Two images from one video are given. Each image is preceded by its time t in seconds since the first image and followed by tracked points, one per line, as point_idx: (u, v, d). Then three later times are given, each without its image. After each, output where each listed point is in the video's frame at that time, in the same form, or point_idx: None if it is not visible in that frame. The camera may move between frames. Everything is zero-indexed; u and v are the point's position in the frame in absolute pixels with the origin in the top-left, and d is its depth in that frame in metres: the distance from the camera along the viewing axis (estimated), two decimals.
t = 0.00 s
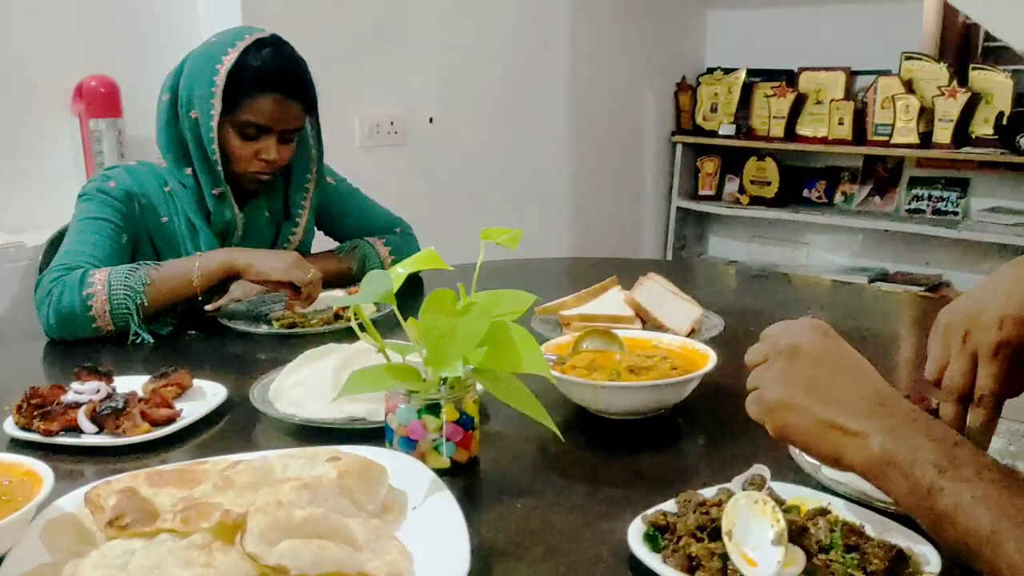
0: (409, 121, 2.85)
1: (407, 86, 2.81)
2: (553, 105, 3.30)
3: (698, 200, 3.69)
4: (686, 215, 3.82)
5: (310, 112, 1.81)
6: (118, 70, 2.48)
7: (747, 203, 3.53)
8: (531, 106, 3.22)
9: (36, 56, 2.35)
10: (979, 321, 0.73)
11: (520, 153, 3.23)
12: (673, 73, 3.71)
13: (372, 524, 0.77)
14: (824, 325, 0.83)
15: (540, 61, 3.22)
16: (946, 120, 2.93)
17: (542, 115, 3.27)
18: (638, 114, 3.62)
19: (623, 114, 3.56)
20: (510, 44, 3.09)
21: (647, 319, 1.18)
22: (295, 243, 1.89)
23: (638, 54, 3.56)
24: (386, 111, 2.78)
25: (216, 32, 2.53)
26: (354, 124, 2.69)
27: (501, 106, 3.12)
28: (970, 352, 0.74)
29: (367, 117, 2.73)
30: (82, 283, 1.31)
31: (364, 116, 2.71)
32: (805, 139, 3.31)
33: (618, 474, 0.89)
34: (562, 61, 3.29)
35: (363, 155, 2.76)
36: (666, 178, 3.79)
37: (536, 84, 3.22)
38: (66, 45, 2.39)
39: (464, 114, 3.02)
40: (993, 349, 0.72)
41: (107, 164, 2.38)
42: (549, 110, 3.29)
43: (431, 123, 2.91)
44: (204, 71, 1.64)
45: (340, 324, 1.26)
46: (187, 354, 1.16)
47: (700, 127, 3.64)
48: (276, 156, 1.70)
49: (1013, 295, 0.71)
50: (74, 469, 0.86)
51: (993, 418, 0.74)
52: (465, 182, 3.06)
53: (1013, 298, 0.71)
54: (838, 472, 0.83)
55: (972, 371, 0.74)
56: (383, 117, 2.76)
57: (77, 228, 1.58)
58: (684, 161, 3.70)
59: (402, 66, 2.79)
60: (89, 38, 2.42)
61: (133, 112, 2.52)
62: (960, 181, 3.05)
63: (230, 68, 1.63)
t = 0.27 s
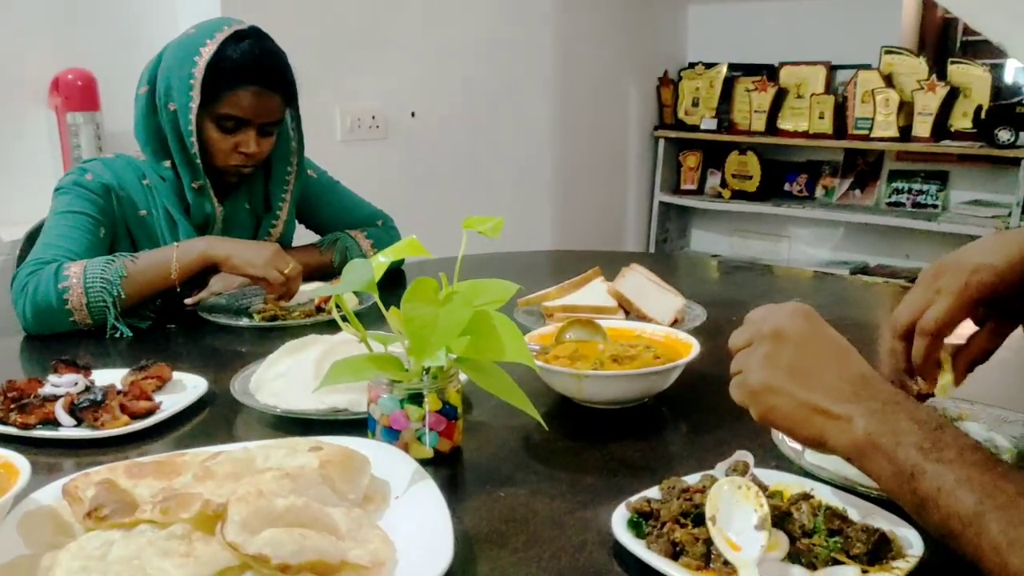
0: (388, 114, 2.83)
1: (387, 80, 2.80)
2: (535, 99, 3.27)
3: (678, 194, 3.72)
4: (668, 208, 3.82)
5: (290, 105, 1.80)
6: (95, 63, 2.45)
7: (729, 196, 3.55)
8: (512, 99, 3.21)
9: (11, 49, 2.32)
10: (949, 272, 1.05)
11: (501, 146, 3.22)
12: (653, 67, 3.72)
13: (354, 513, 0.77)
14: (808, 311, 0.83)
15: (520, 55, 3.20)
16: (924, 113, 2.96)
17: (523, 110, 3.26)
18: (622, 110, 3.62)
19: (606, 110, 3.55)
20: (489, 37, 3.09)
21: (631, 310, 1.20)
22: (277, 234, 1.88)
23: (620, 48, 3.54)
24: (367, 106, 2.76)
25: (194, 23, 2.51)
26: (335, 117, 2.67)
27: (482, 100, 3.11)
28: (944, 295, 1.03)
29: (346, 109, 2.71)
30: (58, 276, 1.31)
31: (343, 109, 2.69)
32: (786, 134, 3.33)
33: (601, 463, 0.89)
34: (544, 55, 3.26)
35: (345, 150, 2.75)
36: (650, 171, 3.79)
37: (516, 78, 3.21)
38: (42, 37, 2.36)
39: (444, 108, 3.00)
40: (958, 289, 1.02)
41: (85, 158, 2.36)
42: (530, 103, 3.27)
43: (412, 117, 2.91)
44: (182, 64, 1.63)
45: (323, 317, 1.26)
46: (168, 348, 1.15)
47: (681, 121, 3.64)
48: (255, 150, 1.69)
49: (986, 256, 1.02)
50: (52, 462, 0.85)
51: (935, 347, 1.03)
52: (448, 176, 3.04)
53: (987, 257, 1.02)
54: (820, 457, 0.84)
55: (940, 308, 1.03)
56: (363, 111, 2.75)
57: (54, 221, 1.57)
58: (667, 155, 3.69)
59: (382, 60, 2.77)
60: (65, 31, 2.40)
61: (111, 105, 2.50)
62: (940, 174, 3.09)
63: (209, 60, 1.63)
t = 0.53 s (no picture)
0: (371, 110, 2.77)
1: (371, 76, 2.74)
2: (519, 95, 3.26)
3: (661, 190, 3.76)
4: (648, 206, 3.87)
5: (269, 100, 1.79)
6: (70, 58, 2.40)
7: (710, 191, 3.59)
8: (495, 95, 3.17)
9: None
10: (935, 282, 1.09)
11: (485, 143, 3.19)
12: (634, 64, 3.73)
13: (328, 506, 0.76)
14: (785, 302, 0.83)
15: (504, 52, 3.17)
16: (903, 109, 2.97)
17: (507, 106, 3.23)
18: (602, 107, 3.63)
19: (586, 107, 3.55)
20: (475, 33, 3.05)
21: (610, 303, 1.21)
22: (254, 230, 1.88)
23: (600, 45, 3.54)
24: (349, 101, 2.69)
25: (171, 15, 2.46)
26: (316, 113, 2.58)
27: (468, 97, 3.08)
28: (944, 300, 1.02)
29: (328, 105, 2.63)
30: (29, 272, 1.30)
31: (324, 106, 2.61)
32: (766, 130, 3.35)
33: (579, 455, 0.88)
34: (527, 52, 3.25)
35: (324, 145, 2.66)
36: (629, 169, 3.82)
37: (501, 75, 3.18)
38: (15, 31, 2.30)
39: (428, 103, 2.94)
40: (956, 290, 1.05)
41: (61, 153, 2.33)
42: (514, 100, 3.25)
43: (393, 114, 2.84)
44: (161, 59, 1.61)
45: (300, 313, 1.25)
46: (142, 344, 1.14)
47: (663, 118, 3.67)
48: (235, 144, 1.69)
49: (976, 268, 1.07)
50: (20, 459, 0.84)
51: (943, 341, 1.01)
52: (431, 173, 3.02)
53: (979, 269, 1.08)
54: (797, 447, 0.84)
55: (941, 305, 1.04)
56: (345, 107, 2.67)
57: (28, 217, 1.55)
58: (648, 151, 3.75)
59: (366, 55, 2.70)
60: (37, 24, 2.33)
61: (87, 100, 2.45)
62: (918, 170, 3.11)
63: (188, 52, 1.61)
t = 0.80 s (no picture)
0: (348, 109, 2.75)
1: (348, 76, 2.72)
2: (496, 94, 3.27)
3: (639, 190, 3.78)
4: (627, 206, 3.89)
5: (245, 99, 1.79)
6: (40, 56, 2.36)
7: (687, 192, 3.61)
8: (472, 94, 3.17)
9: None
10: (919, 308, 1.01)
11: (463, 142, 3.19)
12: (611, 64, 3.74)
13: (301, 506, 0.75)
14: (756, 297, 0.84)
15: (482, 51, 3.17)
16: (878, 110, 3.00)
17: (484, 105, 3.23)
18: (580, 107, 3.64)
19: (564, 108, 3.56)
20: (453, 32, 3.04)
21: (587, 302, 1.22)
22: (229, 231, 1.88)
23: (578, 45, 3.56)
24: (325, 101, 2.67)
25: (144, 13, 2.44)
26: (292, 112, 2.57)
27: (446, 96, 3.07)
28: (923, 321, 0.98)
29: (304, 104, 2.61)
30: None
31: (300, 105, 2.60)
32: (743, 130, 3.36)
33: (554, 452, 0.88)
34: (505, 52, 3.25)
35: (299, 144, 2.65)
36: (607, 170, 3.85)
37: (478, 75, 3.18)
38: None
39: (405, 102, 2.93)
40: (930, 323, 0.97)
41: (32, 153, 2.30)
42: (491, 99, 3.25)
43: (370, 113, 2.83)
44: (137, 56, 1.60)
45: (275, 313, 1.25)
46: (115, 345, 1.13)
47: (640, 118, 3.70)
48: (213, 142, 1.69)
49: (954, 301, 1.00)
50: None
51: (914, 378, 0.94)
52: (410, 173, 3.01)
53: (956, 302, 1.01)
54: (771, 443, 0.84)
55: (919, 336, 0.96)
56: (321, 106, 2.65)
57: None
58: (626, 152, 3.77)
59: (342, 54, 2.69)
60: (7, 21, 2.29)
61: (59, 100, 2.42)
62: (892, 170, 3.15)
63: (166, 50, 1.60)
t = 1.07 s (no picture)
0: (330, 109, 2.74)
1: (329, 75, 2.71)
2: (479, 94, 3.26)
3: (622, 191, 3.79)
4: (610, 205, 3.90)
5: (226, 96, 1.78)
6: (16, 55, 2.33)
7: (670, 191, 3.62)
8: (455, 95, 3.17)
9: None
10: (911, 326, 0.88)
11: (446, 142, 3.19)
12: (593, 64, 3.75)
13: (280, 504, 0.74)
14: (736, 290, 0.85)
15: (464, 52, 3.17)
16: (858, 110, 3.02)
17: (466, 106, 3.23)
18: (562, 107, 3.65)
19: (546, 108, 3.57)
20: (436, 31, 3.04)
21: (569, 299, 1.22)
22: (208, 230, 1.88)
23: (560, 46, 3.57)
24: (306, 101, 2.66)
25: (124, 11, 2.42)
26: (272, 112, 2.56)
27: (428, 96, 3.06)
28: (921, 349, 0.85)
29: (285, 104, 2.60)
30: None
31: (281, 105, 2.59)
32: (724, 130, 3.39)
33: (537, 449, 0.88)
34: (487, 52, 3.25)
35: (281, 145, 2.64)
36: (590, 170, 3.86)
37: (460, 76, 3.17)
38: None
39: (387, 102, 2.93)
40: (933, 342, 0.86)
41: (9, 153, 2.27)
42: (474, 99, 3.25)
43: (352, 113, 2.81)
44: (117, 52, 1.59)
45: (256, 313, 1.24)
46: (94, 345, 1.12)
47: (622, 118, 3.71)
48: (193, 138, 1.67)
49: (945, 307, 0.89)
50: None
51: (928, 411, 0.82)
52: (393, 173, 3.01)
53: (948, 310, 0.88)
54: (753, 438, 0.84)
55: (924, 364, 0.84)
56: (302, 106, 2.64)
57: None
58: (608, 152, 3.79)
59: (323, 54, 2.68)
60: None
61: (36, 98, 2.39)
62: (873, 169, 3.18)
63: (149, 45, 1.59)
